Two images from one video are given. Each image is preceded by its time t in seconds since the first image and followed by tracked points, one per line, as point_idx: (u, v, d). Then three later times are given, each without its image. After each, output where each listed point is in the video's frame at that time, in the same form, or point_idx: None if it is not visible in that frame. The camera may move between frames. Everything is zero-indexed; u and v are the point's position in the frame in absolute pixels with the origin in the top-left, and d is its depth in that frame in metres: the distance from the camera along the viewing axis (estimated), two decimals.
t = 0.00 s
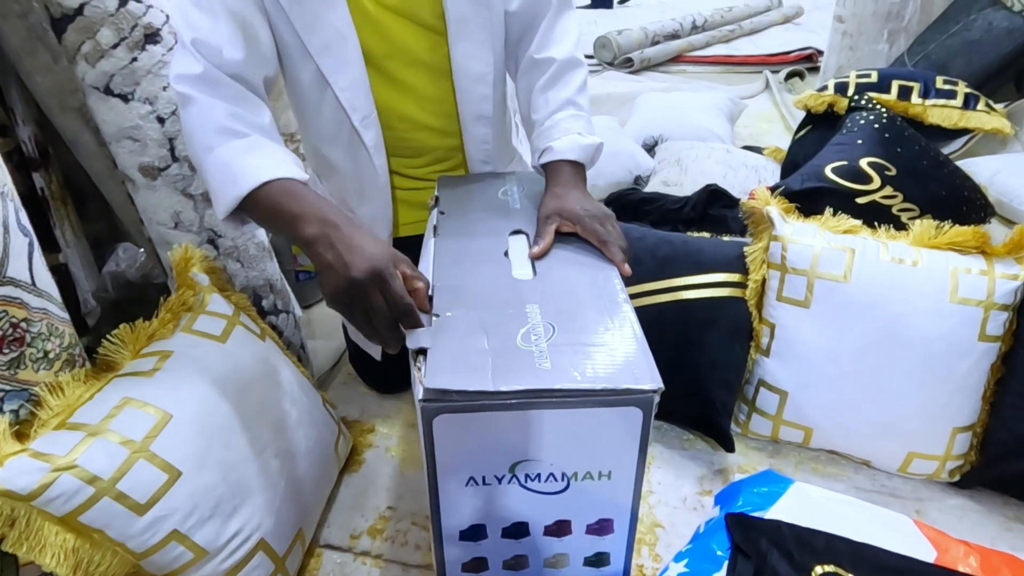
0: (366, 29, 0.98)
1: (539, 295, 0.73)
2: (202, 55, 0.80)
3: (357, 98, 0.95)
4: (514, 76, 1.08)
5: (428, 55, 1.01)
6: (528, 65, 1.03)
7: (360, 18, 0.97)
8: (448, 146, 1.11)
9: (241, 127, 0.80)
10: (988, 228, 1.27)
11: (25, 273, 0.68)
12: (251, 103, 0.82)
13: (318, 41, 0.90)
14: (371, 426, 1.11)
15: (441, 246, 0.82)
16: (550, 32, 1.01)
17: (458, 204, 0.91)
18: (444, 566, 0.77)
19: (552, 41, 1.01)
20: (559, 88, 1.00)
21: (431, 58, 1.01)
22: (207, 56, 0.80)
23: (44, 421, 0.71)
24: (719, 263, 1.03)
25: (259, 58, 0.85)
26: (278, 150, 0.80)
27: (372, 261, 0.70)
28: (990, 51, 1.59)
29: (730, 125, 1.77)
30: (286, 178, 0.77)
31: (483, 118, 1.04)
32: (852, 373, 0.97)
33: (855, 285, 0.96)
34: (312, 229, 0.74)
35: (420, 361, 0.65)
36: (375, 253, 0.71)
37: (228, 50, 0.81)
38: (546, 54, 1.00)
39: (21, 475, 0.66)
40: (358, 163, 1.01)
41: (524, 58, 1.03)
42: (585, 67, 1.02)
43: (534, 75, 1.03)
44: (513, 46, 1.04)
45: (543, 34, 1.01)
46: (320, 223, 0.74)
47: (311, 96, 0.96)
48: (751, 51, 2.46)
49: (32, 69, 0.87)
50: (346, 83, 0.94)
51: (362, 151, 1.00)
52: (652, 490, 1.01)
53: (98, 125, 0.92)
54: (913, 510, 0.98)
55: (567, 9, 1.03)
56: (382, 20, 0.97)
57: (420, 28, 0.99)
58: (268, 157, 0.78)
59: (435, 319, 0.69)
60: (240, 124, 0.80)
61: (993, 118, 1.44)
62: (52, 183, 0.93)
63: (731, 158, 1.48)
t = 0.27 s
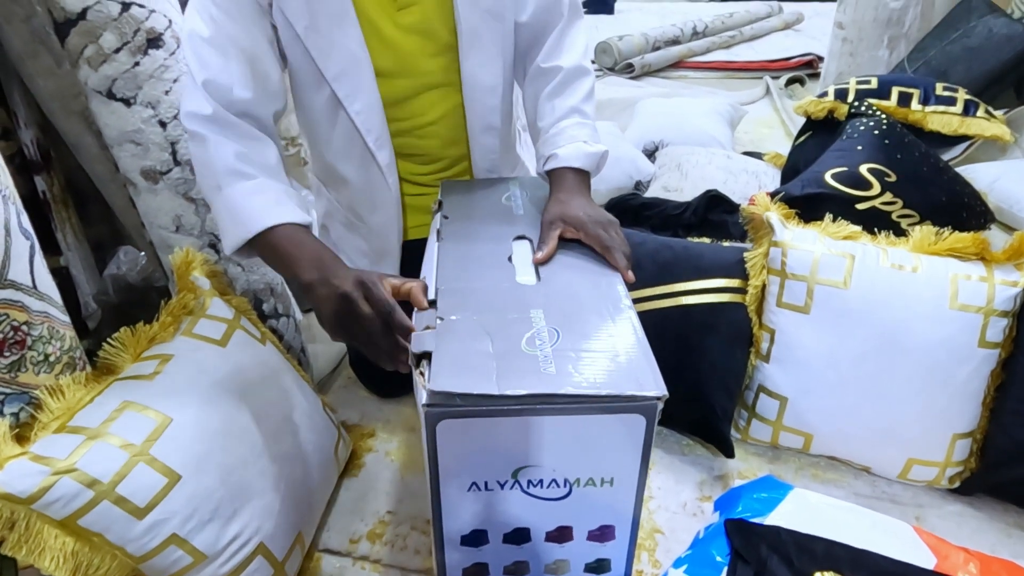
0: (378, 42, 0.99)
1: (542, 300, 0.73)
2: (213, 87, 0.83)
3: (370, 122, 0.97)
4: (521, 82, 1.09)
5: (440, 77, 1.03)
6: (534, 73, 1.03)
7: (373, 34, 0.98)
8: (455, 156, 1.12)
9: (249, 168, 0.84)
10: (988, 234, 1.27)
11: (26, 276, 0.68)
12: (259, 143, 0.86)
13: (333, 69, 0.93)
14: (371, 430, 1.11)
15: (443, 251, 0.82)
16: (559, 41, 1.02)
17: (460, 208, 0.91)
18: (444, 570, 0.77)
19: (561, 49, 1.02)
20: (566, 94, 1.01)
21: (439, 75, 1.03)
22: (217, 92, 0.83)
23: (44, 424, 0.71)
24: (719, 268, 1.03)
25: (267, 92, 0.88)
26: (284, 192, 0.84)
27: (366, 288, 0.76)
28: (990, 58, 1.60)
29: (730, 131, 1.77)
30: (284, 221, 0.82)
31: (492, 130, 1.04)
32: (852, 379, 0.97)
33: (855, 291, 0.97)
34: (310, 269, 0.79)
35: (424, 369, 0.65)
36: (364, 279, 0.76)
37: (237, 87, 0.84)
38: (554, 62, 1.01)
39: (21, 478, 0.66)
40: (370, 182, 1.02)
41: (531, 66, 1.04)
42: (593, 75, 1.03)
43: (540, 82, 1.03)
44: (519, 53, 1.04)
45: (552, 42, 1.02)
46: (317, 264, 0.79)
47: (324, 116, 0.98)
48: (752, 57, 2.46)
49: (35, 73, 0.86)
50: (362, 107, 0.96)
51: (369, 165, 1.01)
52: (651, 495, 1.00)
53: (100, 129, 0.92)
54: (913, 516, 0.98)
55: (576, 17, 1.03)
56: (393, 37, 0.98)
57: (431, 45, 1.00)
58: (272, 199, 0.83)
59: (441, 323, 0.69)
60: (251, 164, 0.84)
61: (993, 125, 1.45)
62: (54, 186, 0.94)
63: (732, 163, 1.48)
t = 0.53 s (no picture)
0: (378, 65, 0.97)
1: (545, 307, 0.73)
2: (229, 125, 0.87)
3: (375, 145, 0.97)
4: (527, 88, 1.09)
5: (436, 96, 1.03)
6: (538, 80, 1.04)
7: (372, 58, 0.97)
8: (459, 166, 1.13)
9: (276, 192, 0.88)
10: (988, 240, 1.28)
11: (27, 279, 0.68)
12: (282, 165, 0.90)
13: (337, 94, 0.93)
14: (371, 434, 1.11)
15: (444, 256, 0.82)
16: (563, 50, 1.02)
17: (461, 214, 0.91)
18: None
19: (566, 57, 1.02)
20: (570, 100, 1.01)
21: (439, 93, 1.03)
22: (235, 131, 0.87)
23: (43, 427, 0.71)
24: (719, 274, 1.03)
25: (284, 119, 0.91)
26: (311, 207, 0.89)
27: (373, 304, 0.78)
28: (990, 64, 1.60)
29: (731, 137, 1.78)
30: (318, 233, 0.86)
31: (495, 139, 1.05)
32: (852, 385, 0.97)
33: (855, 296, 0.97)
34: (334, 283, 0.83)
35: (430, 374, 0.65)
36: (372, 291, 0.79)
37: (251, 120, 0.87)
38: (558, 69, 1.02)
39: (20, 481, 0.66)
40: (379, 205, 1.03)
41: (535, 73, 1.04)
42: (597, 81, 1.03)
43: (545, 89, 1.04)
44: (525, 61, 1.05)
45: (557, 51, 1.02)
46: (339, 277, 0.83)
47: (330, 138, 0.99)
48: (753, 63, 2.47)
49: (37, 77, 0.87)
50: (365, 131, 0.96)
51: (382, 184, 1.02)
52: (651, 501, 1.00)
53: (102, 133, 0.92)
54: (914, 523, 0.98)
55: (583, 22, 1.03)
56: (396, 59, 0.97)
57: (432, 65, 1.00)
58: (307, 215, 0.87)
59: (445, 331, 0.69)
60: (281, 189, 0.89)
61: (993, 131, 1.45)
62: (56, 189, 0.94)
63: (732, 169, 1.48)
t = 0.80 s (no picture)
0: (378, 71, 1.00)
1: (543, 315, 0.73)
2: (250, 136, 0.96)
3: (375, 153, 1.00)
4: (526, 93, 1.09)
5: (435, 103, 1.05)
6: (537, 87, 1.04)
7: (372, 66, 1.00)
8: (457, 174, 1.14)
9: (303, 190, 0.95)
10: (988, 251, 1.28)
11: (28, 284, 0.68)
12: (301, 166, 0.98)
13: (335, 103, 0.96)
14: (369, 442, 1.11)
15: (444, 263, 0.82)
16: (562, 59, 1.03)
17: (461, 221, 0.92)
18: None
19: (565, 64, 1.03)
20: (569, 106, 1.01)
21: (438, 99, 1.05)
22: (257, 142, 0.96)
23: (42, 432, 0.71)
24: (720, 283, 1.03)
25: (298, 124, 0.97)
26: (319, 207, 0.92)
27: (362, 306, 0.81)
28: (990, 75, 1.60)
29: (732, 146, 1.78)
30: (336, 224, 0.90)
31: (495, 147, 1.05)
32: (852, 395, 0.97)
33: (855, 306, 0.97)
34: (348, 275, 0.87)
35: (425, 381, 0.65)
36: (363, 292, 0.81)
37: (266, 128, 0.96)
38: (557, 75, 1.02)
39: (17, 486, 0.66)
40: (376, 210, 1.05)
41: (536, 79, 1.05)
42: (597, 87, 1.03)
43: (545, 95, 1.04)
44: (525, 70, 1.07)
45: (557, 59, 1.03)
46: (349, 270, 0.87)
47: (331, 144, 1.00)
48: (753, 73, 2.48)
49: (41, 81, 0.87)
50: (365, 139, 0.99)
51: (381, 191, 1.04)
52: (651, 510, 1.00)
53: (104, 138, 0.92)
54: (914, 533, 0.98)
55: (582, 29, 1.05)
56: (393, 67, 0.99)
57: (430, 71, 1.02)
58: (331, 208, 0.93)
59: (444, 338, 0.70)
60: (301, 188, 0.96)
61: (993, 142, 1.45)
62: (57, 194, 0.94)
63: (732, 179, 1.49)
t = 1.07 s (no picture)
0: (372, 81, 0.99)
1: (540, 321, 0.73)
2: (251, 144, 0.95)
3: (366, 162, 0.99)
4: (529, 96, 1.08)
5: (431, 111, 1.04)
6: (544, 86, 1.03)
7: (366, 76, 0.99)
8: (455, 182, 1.14)
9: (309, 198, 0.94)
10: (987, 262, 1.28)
11: (27, 290, 0.68)
12: (301, 172, 0.97)
13: (337, 110, 0.96)
14: (368, 449, 1.10)
15: (444, 270, 0.82)
16: (567, 61, 1.02)
17: (461, 229, 0.91)
18: None
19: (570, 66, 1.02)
20: (576, 105, 1.00)
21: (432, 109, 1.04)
22: (258, 149, 0.96)
23: (39, 438, 0.71)
24: (719, 292, 1.03)
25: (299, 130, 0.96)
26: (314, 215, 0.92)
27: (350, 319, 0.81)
28: (989, 87, 1.61)
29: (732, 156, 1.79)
30: (330, 229, 0.90)
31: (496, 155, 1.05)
32: (852, 406, 0.97)
33: (855, 316, 0.96)
34: (341, 282, 0.88)
35: (421, 387, 0.65)
36: (352, 304, 0.81)
37: (263, 133, 0.95)
38: (563, 75, 1.01)
39: (13, 492, 0.65)
40: (367, 219, 1.05)
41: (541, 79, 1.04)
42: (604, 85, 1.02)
43: (551, 95, 1.03)
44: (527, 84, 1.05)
45: (562, 62, 1.02)
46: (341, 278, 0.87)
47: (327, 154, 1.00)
48: (753, 83, 2.49)
49: (43, 88, 0.87)
50: (356, 147, 0.98)
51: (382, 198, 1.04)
52: (650, 520, 0.99)
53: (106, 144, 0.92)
54: (914, 545, 0.97)
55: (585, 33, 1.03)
56: (384, 77, 0.99)
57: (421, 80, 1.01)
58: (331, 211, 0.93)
59: (439, 340, 0.70)
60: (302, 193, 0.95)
61: (992, 153, 1.46)
62: (58, 200, 0.94)
63: (732, 188, 1.49)
